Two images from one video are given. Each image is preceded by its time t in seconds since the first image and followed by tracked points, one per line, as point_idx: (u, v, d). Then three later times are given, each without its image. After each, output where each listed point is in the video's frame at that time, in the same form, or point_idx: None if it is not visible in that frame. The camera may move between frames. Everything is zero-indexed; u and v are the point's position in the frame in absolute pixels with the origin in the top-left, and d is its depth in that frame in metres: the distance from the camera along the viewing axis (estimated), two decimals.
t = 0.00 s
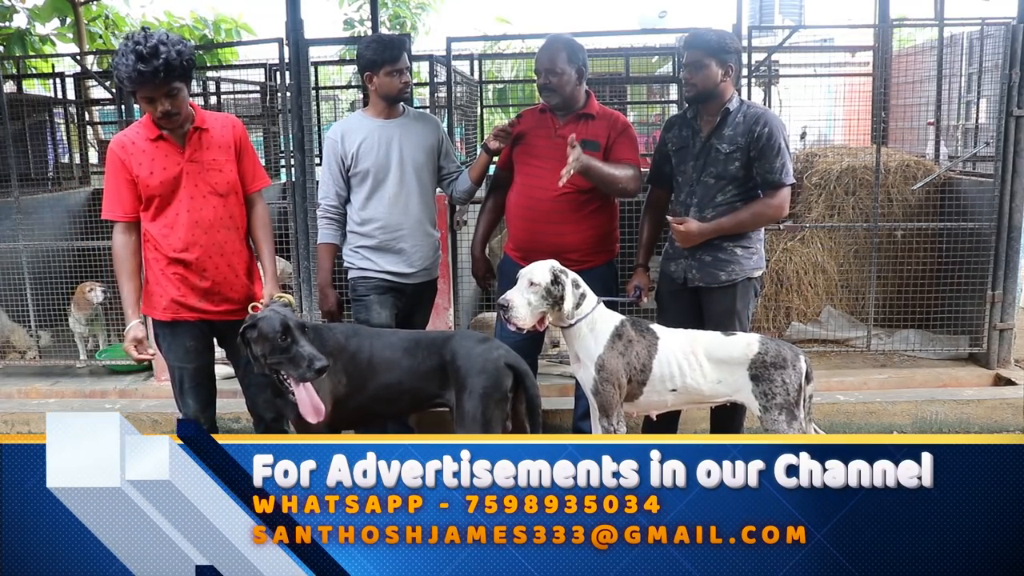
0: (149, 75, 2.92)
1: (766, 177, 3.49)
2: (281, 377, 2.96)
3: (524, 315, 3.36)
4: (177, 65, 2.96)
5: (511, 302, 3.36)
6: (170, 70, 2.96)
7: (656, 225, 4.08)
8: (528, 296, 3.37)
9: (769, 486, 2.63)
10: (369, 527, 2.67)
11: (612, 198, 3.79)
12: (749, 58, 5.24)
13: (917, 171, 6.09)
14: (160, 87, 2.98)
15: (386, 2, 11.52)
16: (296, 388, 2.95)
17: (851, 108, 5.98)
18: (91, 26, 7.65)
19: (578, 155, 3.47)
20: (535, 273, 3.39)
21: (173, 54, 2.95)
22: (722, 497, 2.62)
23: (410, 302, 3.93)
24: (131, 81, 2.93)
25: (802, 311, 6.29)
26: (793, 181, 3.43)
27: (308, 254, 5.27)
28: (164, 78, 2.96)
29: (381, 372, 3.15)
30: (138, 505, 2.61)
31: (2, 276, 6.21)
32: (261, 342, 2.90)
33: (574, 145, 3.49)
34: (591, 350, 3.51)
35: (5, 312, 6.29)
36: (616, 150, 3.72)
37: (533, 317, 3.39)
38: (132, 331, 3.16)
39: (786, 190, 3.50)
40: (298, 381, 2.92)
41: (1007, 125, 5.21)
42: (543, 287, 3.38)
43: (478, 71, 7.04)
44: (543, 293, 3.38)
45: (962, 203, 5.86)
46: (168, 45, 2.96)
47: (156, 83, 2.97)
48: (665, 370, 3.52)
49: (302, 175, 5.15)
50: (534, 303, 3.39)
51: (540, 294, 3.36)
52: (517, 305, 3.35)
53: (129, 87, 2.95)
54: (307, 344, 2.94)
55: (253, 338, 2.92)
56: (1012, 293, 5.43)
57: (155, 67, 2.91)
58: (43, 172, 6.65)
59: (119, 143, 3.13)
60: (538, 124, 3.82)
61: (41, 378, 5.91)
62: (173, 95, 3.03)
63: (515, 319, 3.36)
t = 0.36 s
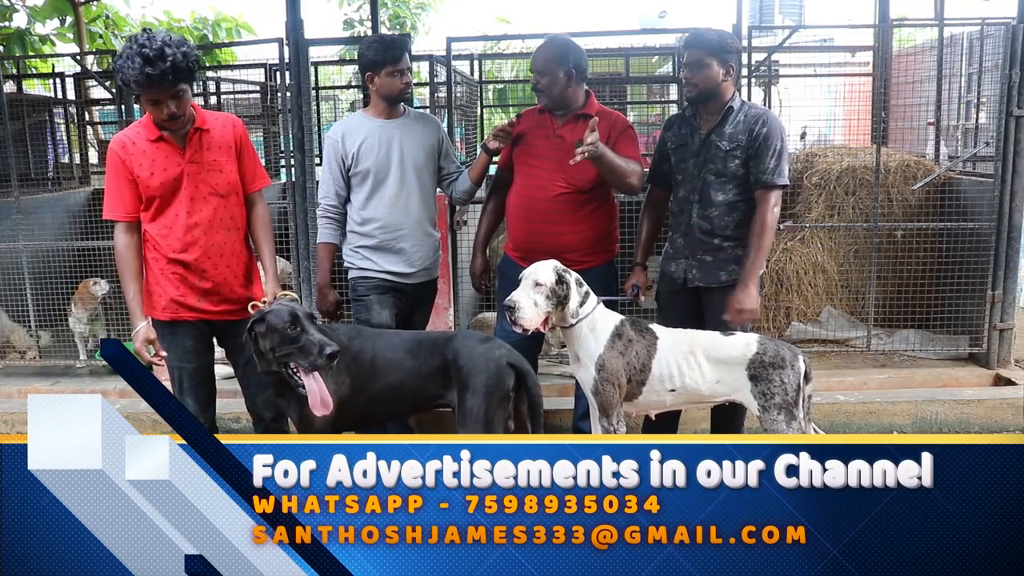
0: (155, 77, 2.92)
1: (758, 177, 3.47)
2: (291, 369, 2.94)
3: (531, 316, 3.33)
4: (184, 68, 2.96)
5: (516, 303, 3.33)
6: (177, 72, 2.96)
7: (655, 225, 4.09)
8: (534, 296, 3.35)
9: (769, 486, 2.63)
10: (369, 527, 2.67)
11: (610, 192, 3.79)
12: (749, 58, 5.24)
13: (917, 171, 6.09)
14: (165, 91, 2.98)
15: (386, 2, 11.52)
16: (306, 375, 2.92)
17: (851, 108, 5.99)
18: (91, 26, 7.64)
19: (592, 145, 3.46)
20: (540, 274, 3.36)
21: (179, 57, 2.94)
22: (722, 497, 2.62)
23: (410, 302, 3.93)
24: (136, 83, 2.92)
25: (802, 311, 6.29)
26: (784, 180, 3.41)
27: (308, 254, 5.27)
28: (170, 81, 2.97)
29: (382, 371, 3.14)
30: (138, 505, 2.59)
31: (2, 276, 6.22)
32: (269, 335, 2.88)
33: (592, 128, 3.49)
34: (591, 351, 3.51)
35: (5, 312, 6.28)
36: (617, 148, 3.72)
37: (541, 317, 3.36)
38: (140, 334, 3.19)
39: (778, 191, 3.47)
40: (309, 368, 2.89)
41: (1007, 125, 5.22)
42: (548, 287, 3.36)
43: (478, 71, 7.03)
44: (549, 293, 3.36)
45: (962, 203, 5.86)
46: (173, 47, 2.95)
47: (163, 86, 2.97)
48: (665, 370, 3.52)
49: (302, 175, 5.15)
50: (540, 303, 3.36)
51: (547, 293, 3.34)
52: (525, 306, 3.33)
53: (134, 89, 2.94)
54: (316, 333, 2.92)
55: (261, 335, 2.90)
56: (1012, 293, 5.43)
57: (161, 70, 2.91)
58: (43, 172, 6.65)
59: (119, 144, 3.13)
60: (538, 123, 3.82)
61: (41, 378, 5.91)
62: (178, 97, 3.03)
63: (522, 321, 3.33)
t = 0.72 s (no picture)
0: (156, 77, 2.92)
1: (774, 179, 3.50)
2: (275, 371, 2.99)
3: (516, 310, 3.38)
4: (185, 68, 2.96)
5: (505, 295, 3.39)
6: (179, 73, 2.96)
7: (655, 224, 4.08)
8: (523, 291, 3.37)
9: (769, 486, 2.63)
10: (369, 527, 2.67)
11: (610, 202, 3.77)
12: (749, 58, 5.24)
13: (917, 171, 6.08)
14: (166, 91, 2.98)
15: (386, 2, 11.52)
16: (284, 381, 2.98)
17: (851, 108, 5.99)
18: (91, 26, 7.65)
19: (573, 161, 3.44)
20: (533, 269, 3.38)
21: (181, 57, 2.94)
22: (722, 497, 2.62)
23: (410, 302, 3.92)
24: (138, 83, 2.92)
25: (802, 312, 6.28)
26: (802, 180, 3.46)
27: (308, 253, 5.27)
28: (171, 81, 2.97)
29: (384, 371, 3.13)
30: (139, 505, 2.59)
31: (2, 276, 6.22)
32: (253, 336, 2.92)
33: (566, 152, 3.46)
34: (592, 351, 3.49)
35: (4, 312, 6.27)
36: (616, 150, 3.71)
37: (528, 313, 3.39)
38: (138, 335, 3.23)
39: (795, 190, 3.54)
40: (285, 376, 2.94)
41: (1007, 125, 5.22)
42: (539, 283, 3.36)
43: (478, 71, 7.04)
44: (539, 289, 3.37)
45: (961, 203, 5.86)
46: (175, 47, 2.95)
47: (164, 86, 2.97)
48: (665, 370, 3.51)
49: (302, 175, 5.15)
50: (529, 298, 3.38)
51: (535, 289, 3.35)
52: (513, 298, 3.38)
53: (135, 89, 2.94)
54: (294, 340, 2.93)
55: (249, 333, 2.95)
56: (1012, 293, 5.43)
57: (163, 70, 2.91)
58: (43, 172, 6.65)
59: (120, 144, 3.12)
60: (537, 124, 3.82)
61: (41, 378, 5.91)
62: (179, 97, 3.03)
63: (508, 312, 3.41)
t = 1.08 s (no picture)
0: (152, 79, 2.92)
1: (768, 181, 3.51)
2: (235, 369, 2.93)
3: (507, 299, 3.39)
4: (182, 69, 2.96)
5: (500, 283, 3.41)
6: (174, 74, 2.95)
7: (655, 223, 4.09)
8: (516, 282, 3.37)
9: (769, 486, 2.63)
10: (369, 527, 2.67)
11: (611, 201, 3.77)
12: (749, 58, 5.24)
13: (917, 171, 6.08)
14: (163, 92, 2.98)
15: (386, 2, 11.52)
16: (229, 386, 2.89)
17: (851, 108, 5.99)
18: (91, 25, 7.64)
19: (577, 169, 3.44)
20: (531, 263, 3.38)
21: (177, 58, 2.93)
22: (721, 497, 2.62)
23: (411, 302, 3.92)
24: (136, 83, 2.91)
25: (803, 311, 6.27)
26: (793, 185, 3.45)
27: (308, 253, 5.27)
28: (167, 83, 2.96)
29: (385, 370, 3.13)
30: (139, 506, 2.59)
31: (2, 276, 6.22)
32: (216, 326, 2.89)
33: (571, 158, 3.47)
34: (592, 351, 3.47)
35: (4, 312, 6.27)
36: (616, 151, 3.72)
37: (518, 306, 3.39)
38: (142, 332, 3.23)
39: (786, 195, 3.52)
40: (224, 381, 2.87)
41: (1007, 125, 5.22)
42: (533, 277, 3.36)
43: (478, 71, 7.04)
44: (532, 283, 3.36)
45: (961, 203, 5.87)
46: (172, 48, 2.95)
47: (159, 87, 2.96)
48: (666, 370, 3.51)
49: (302, 175, 5.16)
50: (521, 291, 3.38)
51: (528, 282, 3.35)
52: (506, 286, 3.39)
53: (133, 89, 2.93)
54: (225, 351, 2.78)
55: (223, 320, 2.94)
56: (1012, 293, 5.43)
57: (159, 71, 2.90)
58: (43, 172, 6.65)
59: (120, 145, 3.12)
60: (537, 125, 3.82)
61: (42, 378, 5.91)
62: (176, 97, 3.02)
63: (500, 300, 3.42)
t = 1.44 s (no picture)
0: (151, 79, 2.91)
1: (767, 182, 3.51)
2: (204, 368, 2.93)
3: (511, 304, 3.38)
4: (180, 69, 2.95)
5: (501, 287, 3.39)
6: (172, 75, 2.95)
7: (656, 224, 4.09)
8: (519, 286, 3.36)
9: (769, 486, 2.63)
10: (369, 527, 2.67)
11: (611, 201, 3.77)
12: (749, 58, 5.24)
13: (917, 171, 6.08)
14: (163, 92, 2.97)
15: (386, 2, 11.52)
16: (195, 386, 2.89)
17: (851, 108, 5.99)
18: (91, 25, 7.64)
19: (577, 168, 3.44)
20: (531, 265, 3.38)
21: (176, 58, 2.93)
22: (722, 497, 2.62)
23: (411, 302, 3.91)
24: (136, 83, 2.91)
25: (803, 311, 6.27)
26: (793, 186, 3.44)
27: (308, 253, 5.27)
28: (166, 83, 2.96)
29: (386, 370, 3.13)
30: (139, 506, 2.59)
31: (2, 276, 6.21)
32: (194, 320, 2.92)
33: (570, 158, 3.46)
34: (591, 351, 3.47)
35: (4, 312, 6.27)
36: (617, 151, 3.72)
37: (522, 308, 3.38)
38: (141, 331, 3.18)
39: (787, 196, 3.51)
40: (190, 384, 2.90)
41: (1007, 125, 5.22)
42: (535, 279, 3.36)
43: (478, 71, 7.04)
44: (535, 284, 3.36)
45: (961, 203, 5.88)
46: (172, 48, 2.94)
47: (158, 87, 2.96)
48: (667, 370, 3.51)
49: (302, 175, 5.15)
50: (525, 293, 3.38)
51: (531, 284, 3.35)
52: (508, 291, 3.37)
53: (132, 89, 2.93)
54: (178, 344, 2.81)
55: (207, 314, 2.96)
56: (1011, 293, 5.44)
57: (158, 71, 2.90)
58: (43, 172, 6.65)
59: (121, 144, 3.12)
60: (537, 125, 3.82)
61: (41, 378, 5.90)
62: (175, 98, 3.02)
63: (503, 305, 3.40)
